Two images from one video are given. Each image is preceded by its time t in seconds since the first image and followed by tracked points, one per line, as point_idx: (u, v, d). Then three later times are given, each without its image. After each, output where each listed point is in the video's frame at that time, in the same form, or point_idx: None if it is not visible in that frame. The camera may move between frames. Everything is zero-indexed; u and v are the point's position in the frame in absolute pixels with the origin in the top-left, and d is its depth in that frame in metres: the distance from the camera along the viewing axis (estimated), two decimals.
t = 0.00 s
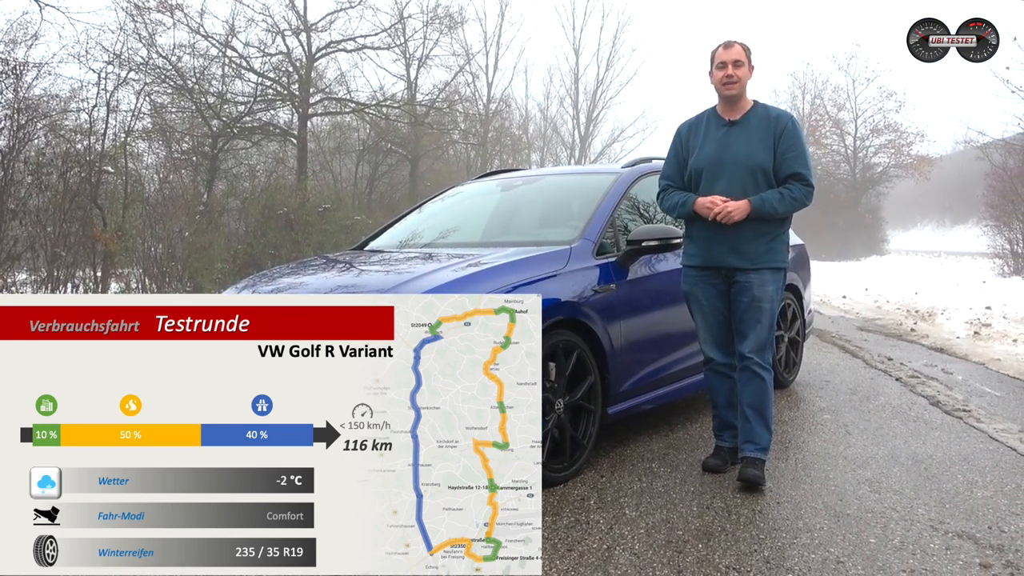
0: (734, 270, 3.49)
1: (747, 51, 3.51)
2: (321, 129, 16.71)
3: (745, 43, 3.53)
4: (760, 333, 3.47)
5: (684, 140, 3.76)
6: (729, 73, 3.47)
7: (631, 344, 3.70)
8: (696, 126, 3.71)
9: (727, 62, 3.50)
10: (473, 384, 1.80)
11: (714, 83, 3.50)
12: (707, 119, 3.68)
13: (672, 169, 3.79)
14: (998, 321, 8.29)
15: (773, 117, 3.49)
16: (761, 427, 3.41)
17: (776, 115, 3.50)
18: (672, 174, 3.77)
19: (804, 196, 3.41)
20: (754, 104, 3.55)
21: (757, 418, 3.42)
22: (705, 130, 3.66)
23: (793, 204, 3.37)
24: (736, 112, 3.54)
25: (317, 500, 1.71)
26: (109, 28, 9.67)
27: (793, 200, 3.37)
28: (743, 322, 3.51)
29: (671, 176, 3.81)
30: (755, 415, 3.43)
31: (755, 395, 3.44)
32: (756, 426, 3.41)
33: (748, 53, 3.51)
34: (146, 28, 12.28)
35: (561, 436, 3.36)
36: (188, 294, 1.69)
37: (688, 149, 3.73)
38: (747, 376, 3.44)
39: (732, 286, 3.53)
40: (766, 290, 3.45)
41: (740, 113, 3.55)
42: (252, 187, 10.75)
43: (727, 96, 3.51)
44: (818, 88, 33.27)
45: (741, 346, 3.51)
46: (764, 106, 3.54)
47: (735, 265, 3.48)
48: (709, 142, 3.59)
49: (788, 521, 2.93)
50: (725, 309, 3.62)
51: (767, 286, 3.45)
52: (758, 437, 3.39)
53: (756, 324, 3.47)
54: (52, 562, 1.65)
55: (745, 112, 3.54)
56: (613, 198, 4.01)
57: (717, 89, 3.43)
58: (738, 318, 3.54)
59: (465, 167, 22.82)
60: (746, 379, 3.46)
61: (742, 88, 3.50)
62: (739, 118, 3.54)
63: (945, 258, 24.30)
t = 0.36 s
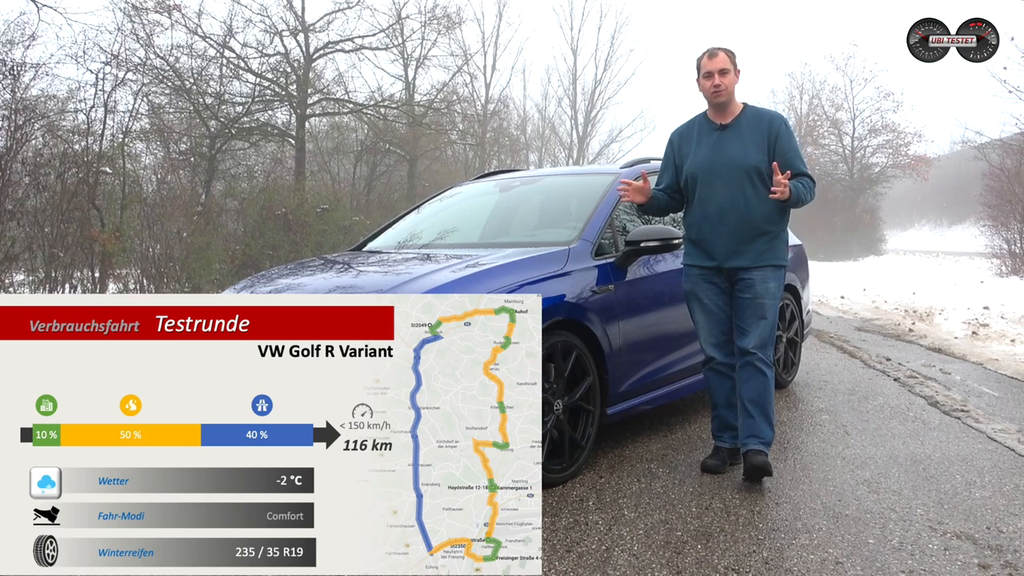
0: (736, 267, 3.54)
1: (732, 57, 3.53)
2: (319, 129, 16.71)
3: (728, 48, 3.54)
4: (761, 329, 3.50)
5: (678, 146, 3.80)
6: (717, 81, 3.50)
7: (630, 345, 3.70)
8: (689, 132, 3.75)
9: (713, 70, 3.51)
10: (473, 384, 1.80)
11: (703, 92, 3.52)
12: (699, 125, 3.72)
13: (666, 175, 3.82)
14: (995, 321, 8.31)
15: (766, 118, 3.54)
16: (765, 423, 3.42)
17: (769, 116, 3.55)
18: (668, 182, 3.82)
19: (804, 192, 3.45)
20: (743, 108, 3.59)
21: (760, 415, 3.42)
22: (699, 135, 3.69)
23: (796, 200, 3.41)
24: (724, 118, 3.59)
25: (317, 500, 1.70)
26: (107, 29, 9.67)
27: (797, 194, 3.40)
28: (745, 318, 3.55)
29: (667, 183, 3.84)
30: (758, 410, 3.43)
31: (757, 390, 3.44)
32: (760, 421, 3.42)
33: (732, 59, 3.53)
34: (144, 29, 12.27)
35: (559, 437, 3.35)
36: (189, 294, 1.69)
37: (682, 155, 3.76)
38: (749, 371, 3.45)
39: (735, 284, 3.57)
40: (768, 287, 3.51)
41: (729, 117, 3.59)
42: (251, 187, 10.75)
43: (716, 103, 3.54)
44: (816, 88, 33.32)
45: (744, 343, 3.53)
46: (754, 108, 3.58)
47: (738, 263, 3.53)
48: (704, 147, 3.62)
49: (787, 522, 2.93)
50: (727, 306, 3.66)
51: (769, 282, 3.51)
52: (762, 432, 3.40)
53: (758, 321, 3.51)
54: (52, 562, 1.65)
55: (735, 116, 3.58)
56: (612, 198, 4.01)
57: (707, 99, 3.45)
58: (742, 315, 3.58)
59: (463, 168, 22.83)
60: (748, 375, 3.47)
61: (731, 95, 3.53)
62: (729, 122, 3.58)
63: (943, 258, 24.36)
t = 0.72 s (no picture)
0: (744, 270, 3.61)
1: (724, 62, 3.56)
2: (318, 131, 16.72)
3: (720, 53, 3.57)
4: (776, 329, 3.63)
5: (678, 150, 3.83)
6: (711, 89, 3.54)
7: (629, 346, 3.70)
8: (688, 136, 3.78)
9: (707, 77, 3.56)
10: (473, 383, 1.79)
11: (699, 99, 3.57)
12: (698, 129, 3.75)
13: (668, 179, 3.86)
14: (994, 323, 8.33)
15: (763, 120, 3.58)
16: (790, 415, 3.64)
17: (766, 118, 3.59)
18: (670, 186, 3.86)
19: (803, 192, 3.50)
20: (741, 110, 3.63)
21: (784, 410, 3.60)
22: (699, 139, 3.73)
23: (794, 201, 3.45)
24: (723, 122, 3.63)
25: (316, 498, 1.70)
26: (106, 30, 9.69)
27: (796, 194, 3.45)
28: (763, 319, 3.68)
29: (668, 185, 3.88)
30: (783, 405, 3.64)
31: (781, 387, 3.66)
32: (785, 413, 3.63)
33: (725, 63, 3.56)
34: (143, 31, 12.28)
35: (559, 438, 3.35)
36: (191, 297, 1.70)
37: (683, 159, 3.79)
38: (773, 371, 3.64)
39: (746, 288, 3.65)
40: (780, 287, 3.61)
41: (729, 120, 3.63)
42: (250, 189, 10.78)
43: (714, 109, 3.59)
44: (814, 90, 33.38)
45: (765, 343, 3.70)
46: (751, 111, 3.62)
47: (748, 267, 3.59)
48: (704, 151, 3.66)
49: (787, 523, 2.93)
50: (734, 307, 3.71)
51: (780, 283, 3.62)
52: (788, 422, 3.62)
53: (774, 321, 3.62)
54: (52, 562, 1.64)
55: (734, 120, 3.63)
56: (611, 200, 4.01)
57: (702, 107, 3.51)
58: (755, 315, 3.66)
59: (461, 170, 22.86)
60: (773, 374, 3.68)
61: (726, 100, 3.57)
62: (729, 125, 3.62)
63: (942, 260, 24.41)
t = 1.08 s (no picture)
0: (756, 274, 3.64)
1: (732, 71, 3.59)
2: (317, 133, 16.74)
3: (727, 63, 3.60)
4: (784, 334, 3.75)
5: (685, 152, 3.81)
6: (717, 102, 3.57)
7: (630, 350, 3.70)
8: (698, 138, 3.78)
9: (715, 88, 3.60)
10: (474, 343, 2.41)
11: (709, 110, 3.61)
12: (709, 133, 3.75)
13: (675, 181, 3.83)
14: (993, 327, 8.33)
15: (776, 128, 3.62)
16: (787, 408, 3.86)
17: (777, 126, 3.63)
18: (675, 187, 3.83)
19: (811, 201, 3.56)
20: (754, 116, 3.65)
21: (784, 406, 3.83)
22: (710, 143, 3.73)
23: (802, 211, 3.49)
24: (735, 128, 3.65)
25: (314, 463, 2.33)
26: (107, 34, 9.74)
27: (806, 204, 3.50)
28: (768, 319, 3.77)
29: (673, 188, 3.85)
30: (782, 399, 3.84)
31: (781, 384, 3.84)
32: (783, 407, 3.84)
33: (732, 72, 3.59)
34: (144, 34, 12.29)
35: (559, 442, 3.34)
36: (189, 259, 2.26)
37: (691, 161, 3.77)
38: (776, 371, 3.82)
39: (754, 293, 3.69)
40: (787, 293, 3.70)
41: (742, 127, 3.65)
42: (249, 193, 10.86)
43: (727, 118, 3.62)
44: (814, 94, 33.43)
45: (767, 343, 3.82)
46: (764, 118, 3.64)
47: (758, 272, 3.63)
48: (717, 155, 3.67)
49: (787, 527, 2.93)
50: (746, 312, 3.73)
51: (790, 290, 3.70)
52: (783, 413, 3.85)
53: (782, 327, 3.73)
54: (52, 521, 2.29)
55: (747, 126, 3.65)
56: (611, 204, 4.01)
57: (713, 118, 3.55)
58: (764, 319, 3.74)
59: (462, 173, 22.87)
60: (773, 372, 3.84)
61: (737, 107, 3.60)
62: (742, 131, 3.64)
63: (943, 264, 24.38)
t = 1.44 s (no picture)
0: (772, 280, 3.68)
1: (763, 82, 3.65)
2: (319, 136, 16.77)
3: (759, 73, 3.66)
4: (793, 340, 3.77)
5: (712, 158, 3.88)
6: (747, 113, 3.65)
7: (631, 353, 3.70)
8: (725, 145, 3.85)
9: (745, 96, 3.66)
10: (475, 273, 2.74)
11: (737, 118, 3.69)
12: (735, 141, 3.83)
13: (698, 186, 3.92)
14: (995, 332, 8.32)
15: (802, 138, 3.67)
16: (788, 416, 3.89)
17: (804, 137, 3.69)
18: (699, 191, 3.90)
19: (834, 211, 3.59)
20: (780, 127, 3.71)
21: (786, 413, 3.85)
22: (736, 150, 3.80)
23: (822, 218, 3.52)
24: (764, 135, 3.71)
25: (313, 392, 2.65)
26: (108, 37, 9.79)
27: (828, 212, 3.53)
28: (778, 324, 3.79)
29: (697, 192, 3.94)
30: (784, 407, 3.86)
31: (784, 391, 3.86)
32: (784, 415, 3.87)
33: (763, 83, 3.65)
34: (146, 37, 12.33)
35: (559, 446, 3.35)
36: (189, 190, 2.55)
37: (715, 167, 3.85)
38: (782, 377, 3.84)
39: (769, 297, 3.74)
40: (800, 300, 3.73)
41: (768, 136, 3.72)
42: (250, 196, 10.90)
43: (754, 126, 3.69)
44: (815, 98, 33.44)
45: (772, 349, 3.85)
46: (791, 129, 3.69)
47: (775, 275, 3.67)
48: (742, 161, 3.74)
49: (787, 532, 2.92)
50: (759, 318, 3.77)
51: (803, 298, 3.72)
52: (783, 422, 3.88)
53: (790, 333, 3.76)
54: (54, 448, 2.59)
55: (773, 136, 3.72)
56: (611, 208, 4.01)
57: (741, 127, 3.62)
58: (775, 324, 3.78)
59: (463, 176, 22.90)
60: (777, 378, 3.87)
61: (764, 118, 3.66)
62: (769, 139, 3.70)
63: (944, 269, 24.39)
